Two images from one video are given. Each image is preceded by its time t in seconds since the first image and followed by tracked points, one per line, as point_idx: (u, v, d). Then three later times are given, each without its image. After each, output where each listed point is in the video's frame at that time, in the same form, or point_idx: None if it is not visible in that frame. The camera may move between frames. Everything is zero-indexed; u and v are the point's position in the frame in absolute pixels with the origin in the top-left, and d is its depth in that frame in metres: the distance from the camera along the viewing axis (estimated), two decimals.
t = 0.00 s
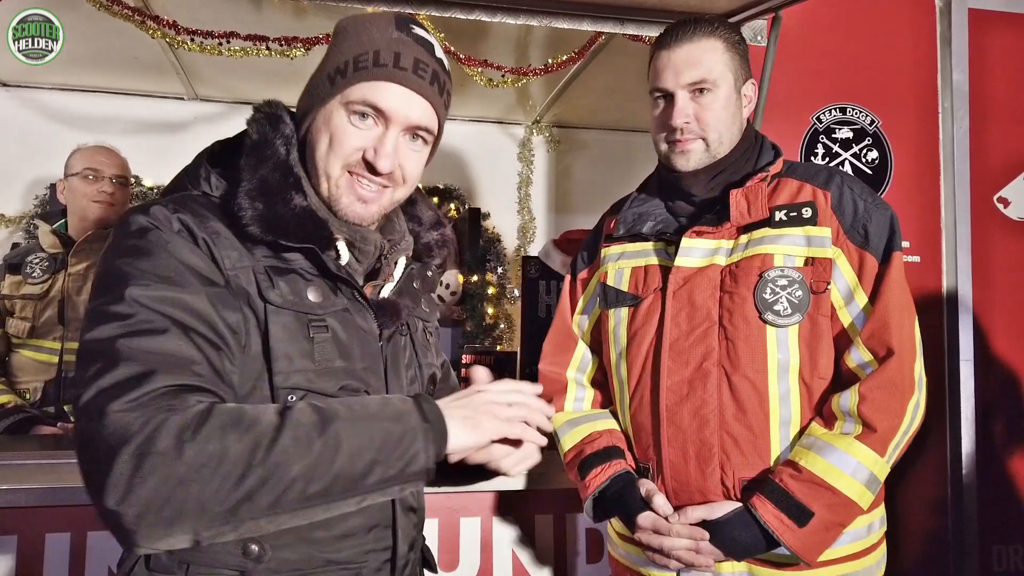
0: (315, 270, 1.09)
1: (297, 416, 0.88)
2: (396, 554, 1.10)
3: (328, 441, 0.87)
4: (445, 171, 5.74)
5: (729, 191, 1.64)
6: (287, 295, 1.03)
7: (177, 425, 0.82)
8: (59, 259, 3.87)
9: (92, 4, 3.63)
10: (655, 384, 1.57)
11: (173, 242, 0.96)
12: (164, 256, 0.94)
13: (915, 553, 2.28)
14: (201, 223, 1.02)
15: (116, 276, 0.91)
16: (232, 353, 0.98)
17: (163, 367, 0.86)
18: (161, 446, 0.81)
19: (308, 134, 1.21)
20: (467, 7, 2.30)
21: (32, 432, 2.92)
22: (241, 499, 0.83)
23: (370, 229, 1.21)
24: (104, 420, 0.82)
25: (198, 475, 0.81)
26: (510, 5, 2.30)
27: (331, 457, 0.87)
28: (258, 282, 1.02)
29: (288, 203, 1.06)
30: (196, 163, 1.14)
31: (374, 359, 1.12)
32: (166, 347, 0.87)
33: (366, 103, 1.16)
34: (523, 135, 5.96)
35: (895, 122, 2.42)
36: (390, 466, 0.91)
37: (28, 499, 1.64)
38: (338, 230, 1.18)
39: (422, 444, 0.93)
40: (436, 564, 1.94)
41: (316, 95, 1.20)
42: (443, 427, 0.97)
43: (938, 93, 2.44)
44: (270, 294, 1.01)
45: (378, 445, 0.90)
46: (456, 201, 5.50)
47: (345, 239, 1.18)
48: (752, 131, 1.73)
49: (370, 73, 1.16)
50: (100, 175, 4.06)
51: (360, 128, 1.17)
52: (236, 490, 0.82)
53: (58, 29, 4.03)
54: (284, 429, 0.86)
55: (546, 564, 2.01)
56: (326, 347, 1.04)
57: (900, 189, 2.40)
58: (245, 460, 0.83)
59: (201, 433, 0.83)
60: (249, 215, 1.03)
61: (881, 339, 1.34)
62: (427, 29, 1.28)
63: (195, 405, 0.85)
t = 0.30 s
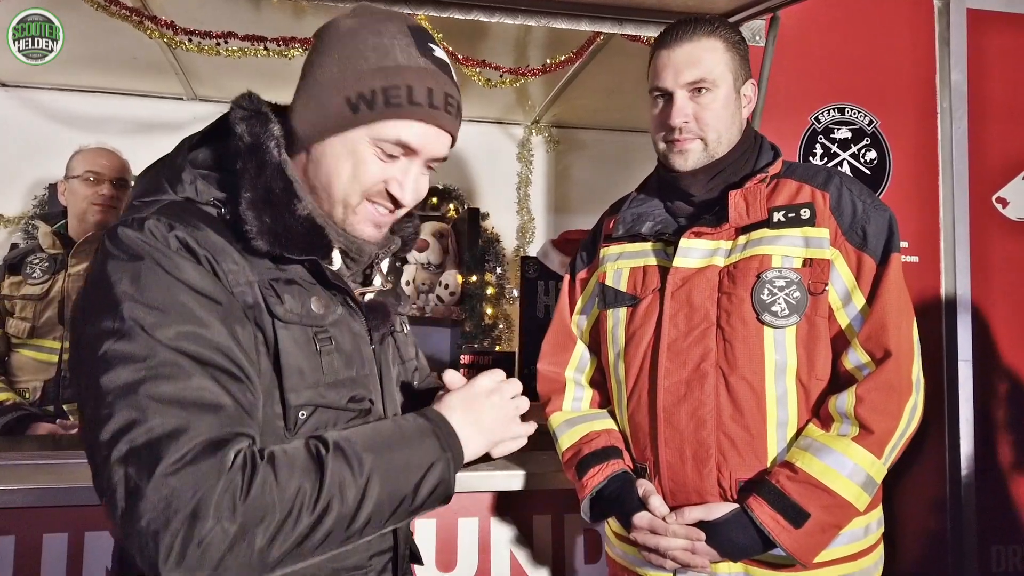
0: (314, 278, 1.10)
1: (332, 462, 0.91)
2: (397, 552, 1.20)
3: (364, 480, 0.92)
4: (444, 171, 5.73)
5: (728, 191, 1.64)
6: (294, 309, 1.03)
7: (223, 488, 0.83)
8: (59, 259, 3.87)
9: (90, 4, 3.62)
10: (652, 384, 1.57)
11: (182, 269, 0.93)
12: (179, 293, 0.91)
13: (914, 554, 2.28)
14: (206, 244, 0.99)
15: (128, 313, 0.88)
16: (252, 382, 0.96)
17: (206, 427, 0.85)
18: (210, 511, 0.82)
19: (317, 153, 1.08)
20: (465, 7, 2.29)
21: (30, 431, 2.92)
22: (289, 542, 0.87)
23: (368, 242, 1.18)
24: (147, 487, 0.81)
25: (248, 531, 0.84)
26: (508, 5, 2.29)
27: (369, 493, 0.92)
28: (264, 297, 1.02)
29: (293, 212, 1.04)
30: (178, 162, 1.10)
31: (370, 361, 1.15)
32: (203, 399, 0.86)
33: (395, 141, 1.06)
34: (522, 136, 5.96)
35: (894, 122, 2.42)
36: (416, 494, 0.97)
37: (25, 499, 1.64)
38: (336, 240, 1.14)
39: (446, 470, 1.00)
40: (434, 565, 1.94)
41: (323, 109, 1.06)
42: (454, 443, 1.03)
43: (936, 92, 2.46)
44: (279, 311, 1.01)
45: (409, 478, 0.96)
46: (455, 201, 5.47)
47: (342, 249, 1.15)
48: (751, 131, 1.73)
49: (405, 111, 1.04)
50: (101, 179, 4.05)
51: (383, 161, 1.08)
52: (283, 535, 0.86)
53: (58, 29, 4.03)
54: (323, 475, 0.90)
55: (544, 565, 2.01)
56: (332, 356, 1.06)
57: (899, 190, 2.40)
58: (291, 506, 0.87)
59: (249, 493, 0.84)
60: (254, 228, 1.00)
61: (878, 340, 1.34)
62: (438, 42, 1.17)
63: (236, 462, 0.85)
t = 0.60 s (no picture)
0: (301, 287, 1.11)
1: (293, 489, 0.96)
2: (409, 544, 1.21)
3: (325, 508, 0.97)
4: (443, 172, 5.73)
5: (724, 190, 1.63)
6: (279, 323, 1.05)
7: (179, 518, 0.90)
8: (60, 259, 3.85)
9: (88, 4, 3.66)
10: (647, 383, 1.56)
11: (160, 299, 0.97)
12: (154, 326, 0.94)
13: (913, 554, 2.28)
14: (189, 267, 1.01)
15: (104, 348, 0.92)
16: (231, 402, 1.00)
17: (165, 463, 0.90)
18: (166, 538, 0.90)
19: (278, 158, 1.10)
20: (463, 7, 2.29)
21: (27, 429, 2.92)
22: (249, 565, 0.94)
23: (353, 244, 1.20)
24: (110, 516, 0.89)
25: (206, 556, 0.91)
26: (505, 5, 2.29)
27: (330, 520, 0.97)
28: (249, 313, 1.04)
29: (271, 227, 1.06)
30: (167, 186, 1.13)
31: (367, 361, 1.17)
32: (166, 437, 0.91)
33: (344, 127, 1.06)
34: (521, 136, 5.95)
35: (892, 122, 2.41)
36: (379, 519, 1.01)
37: (22, 500, 1.64)
38: (320, 247, 1.16)
39: (412, 494, 1.04)
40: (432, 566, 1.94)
41: (281, 114, 1.08)
42: (432, 468, 1.08)
43: (935, 92, 2.46)
44: (263, 326, 1.04)
45: (371, 504, 1.00)
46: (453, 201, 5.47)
47: (327, 255, 1.17)
48: (749, 130, 1.72)
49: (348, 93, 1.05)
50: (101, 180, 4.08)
51: (341, 150, 1.07)
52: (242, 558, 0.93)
53: (57, 29, 4.05)
54: (281, 505, 0.95)
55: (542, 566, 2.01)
56: (323, 363, 1.09)
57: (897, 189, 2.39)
58: (248, 534, 0.93)
59: (202, 525, 0.90)
60: (233, 248, 1.02)
61: (873, 340, 1.33)
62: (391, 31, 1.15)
63: (193, 493, 0.91)
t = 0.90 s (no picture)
0: (293, 281, 1.22)
1: (265, 455, 1.04)
2: (405, 527, 1.19)
3: (294, 472, 1.04)
4: (443, 172, 5.73)
5: (722, 189, 1.63)
6: (263, 311, 1.17)
7: (166, 473, 1.01)
8: (59, 258, 3.83)
9: (85, 5, 3.64)
10: (641, 383, 1.56)
11: (158, 292, 1.12)
12: (153, 313, 1.10)
13: (911, 555, 2.27)
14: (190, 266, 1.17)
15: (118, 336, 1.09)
16: (222, 385, 1.12)
17: (157, 424, 1.03)
18: (156, 490, 1.00)
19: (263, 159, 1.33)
20: (460, 7, 2.29)
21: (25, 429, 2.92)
22: (223, 527, 1.01)
23: (338, 229, 1.31)
24: (116, 467, 1.03)
25: (190, 511, 1.01)
26: (503, 5, 2.28)
27: (302, 486, 1.04)
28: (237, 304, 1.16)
29: (247, 226, 1.20)
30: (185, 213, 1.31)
31: (362, 349, 1.24)
32: (159, 402, 1.04)
33: (295, 109, 1.27)
34: (521, 136, 5.96)
35: (890, 122, 2.41)
36: (348, 486, 1.07)
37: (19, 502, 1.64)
38: (309, 236, 1.29)
39: (380, 464, 1.08)
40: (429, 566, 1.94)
41: (258, 127, 1.32)
42: (406, 445, 1.11)
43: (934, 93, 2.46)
44: (246, 314, 1.15)
45: (341, 471, 1.06)
46: (453, 201, 5.48)
47: (316, 243, 1.29)
48: (749, 129, 1.70)
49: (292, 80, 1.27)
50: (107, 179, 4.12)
51: (298, 132, 1.27)
52: (222, 517, 1.01)
53: (57, 29, 4.05)
54: (257, 465, 1.03)
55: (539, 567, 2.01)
56: (308, 350, 1.17)
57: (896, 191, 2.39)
58: (228, 493, 1.01)
59: (186, 478, 1.01)
60: (216, 245, 1.16)
61: (867, 341, 1.33)
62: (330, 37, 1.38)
63: (179, 451, 1.02)
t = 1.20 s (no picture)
0: (310, 285, 1.25)
1: (252, 459, 1.07)
2: (400, 522, 1.20)
3: (272, 482, 1.06)
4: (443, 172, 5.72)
5: (722, 189, 1.62)
6: (277, 313, 1.20)
7: (158, 465, 1.05)
8: (59, 259, 3.83)
9: (84, 5, 3.64)
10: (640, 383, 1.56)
11: (182, 287, 1.17)
12: (174, 311, 1.14)
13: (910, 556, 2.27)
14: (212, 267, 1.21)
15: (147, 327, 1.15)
16: (233, 380, 1.16)
17: (160, 417, 1.07)
18: (151, 478, 1.05)
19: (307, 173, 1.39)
20: (460, 7, 2.28)
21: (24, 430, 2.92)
22: (209, 519, 1.05)
23: (360, 242, 1.36)
24: (121, 451, 1.09)
25: (177, 502, 1.05)
26: (503, 5, 2.28)
27: (279, 498, 1.06)
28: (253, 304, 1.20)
29: (272, 229, 1.25)
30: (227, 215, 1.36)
31: (369, 353, 1.26)
32: (162, 396, 1.08)
33: (342, 131, 1.34)
34: (520, 136, 5.95)
35: (889, 123, 2.41)
36: (323, 505, 1.08)
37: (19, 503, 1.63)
38: (332, 245, 1.33)
39: (353, 489, 1.08)
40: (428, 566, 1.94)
41: (306, 145, 1.39)
42: (381, 472, 1.10)
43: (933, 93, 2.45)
44: (261, 313, 1.19)
45: (317, 490, 1.07)
46: (454, 203, 5.44)
47: (337, 251, 1.33)
48: (752, 131, 1.68)
49: (341, 104, 1.34)
50: (105, 181, 4.10)
51: (340, 153, 1.33)
52: (205, 511, 1.05)
53: (58, 30, 4.06)
54: (240, 471, 1.06)
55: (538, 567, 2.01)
56: (315, 352, 1.21)
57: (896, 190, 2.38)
58: (211, 492, 1.05)
59: (177, 471, 1.05)
60: (242, 244, 1.22)
61: (863, 343, 1.33)
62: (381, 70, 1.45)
63: (175, 444, 1.07)
